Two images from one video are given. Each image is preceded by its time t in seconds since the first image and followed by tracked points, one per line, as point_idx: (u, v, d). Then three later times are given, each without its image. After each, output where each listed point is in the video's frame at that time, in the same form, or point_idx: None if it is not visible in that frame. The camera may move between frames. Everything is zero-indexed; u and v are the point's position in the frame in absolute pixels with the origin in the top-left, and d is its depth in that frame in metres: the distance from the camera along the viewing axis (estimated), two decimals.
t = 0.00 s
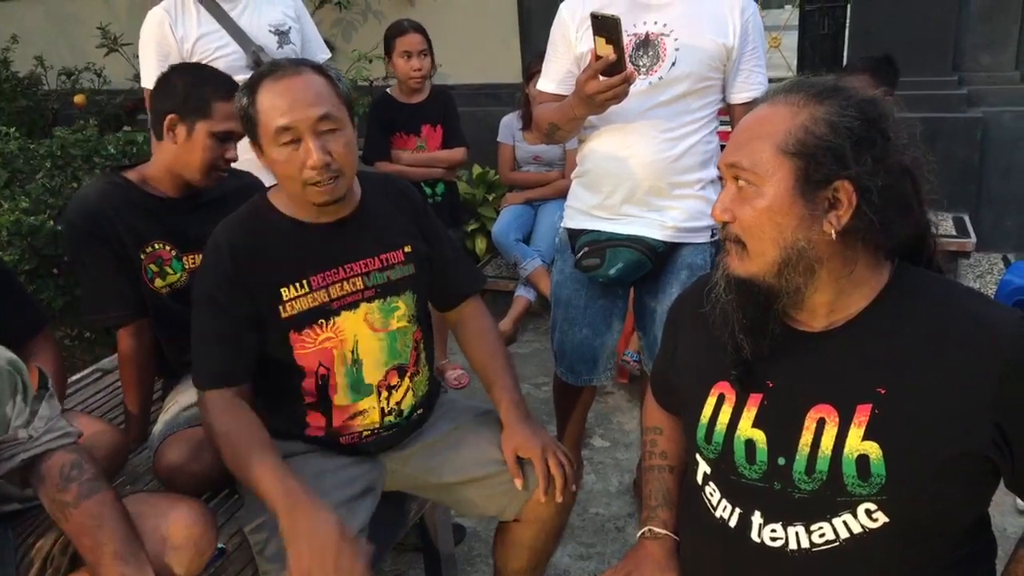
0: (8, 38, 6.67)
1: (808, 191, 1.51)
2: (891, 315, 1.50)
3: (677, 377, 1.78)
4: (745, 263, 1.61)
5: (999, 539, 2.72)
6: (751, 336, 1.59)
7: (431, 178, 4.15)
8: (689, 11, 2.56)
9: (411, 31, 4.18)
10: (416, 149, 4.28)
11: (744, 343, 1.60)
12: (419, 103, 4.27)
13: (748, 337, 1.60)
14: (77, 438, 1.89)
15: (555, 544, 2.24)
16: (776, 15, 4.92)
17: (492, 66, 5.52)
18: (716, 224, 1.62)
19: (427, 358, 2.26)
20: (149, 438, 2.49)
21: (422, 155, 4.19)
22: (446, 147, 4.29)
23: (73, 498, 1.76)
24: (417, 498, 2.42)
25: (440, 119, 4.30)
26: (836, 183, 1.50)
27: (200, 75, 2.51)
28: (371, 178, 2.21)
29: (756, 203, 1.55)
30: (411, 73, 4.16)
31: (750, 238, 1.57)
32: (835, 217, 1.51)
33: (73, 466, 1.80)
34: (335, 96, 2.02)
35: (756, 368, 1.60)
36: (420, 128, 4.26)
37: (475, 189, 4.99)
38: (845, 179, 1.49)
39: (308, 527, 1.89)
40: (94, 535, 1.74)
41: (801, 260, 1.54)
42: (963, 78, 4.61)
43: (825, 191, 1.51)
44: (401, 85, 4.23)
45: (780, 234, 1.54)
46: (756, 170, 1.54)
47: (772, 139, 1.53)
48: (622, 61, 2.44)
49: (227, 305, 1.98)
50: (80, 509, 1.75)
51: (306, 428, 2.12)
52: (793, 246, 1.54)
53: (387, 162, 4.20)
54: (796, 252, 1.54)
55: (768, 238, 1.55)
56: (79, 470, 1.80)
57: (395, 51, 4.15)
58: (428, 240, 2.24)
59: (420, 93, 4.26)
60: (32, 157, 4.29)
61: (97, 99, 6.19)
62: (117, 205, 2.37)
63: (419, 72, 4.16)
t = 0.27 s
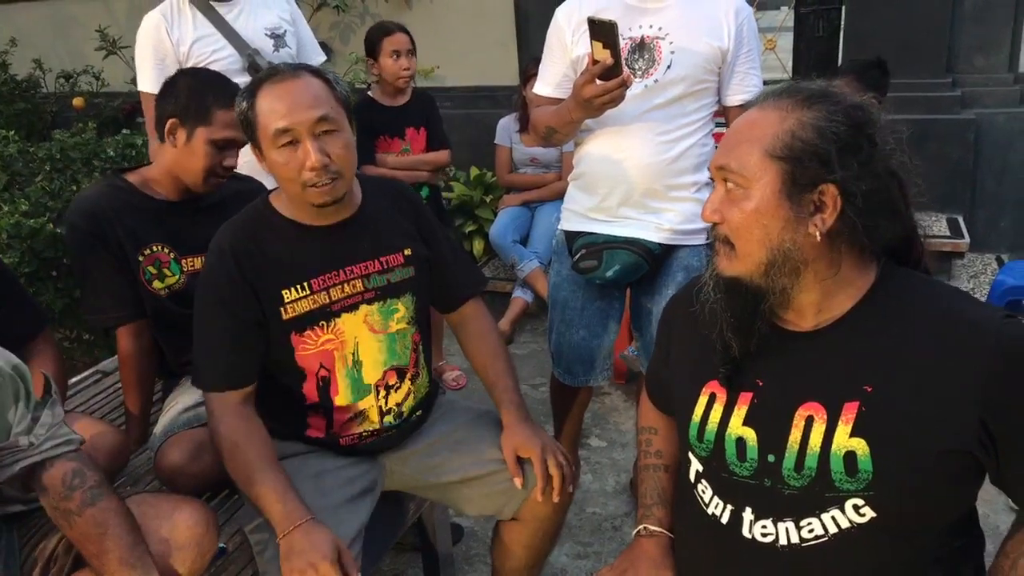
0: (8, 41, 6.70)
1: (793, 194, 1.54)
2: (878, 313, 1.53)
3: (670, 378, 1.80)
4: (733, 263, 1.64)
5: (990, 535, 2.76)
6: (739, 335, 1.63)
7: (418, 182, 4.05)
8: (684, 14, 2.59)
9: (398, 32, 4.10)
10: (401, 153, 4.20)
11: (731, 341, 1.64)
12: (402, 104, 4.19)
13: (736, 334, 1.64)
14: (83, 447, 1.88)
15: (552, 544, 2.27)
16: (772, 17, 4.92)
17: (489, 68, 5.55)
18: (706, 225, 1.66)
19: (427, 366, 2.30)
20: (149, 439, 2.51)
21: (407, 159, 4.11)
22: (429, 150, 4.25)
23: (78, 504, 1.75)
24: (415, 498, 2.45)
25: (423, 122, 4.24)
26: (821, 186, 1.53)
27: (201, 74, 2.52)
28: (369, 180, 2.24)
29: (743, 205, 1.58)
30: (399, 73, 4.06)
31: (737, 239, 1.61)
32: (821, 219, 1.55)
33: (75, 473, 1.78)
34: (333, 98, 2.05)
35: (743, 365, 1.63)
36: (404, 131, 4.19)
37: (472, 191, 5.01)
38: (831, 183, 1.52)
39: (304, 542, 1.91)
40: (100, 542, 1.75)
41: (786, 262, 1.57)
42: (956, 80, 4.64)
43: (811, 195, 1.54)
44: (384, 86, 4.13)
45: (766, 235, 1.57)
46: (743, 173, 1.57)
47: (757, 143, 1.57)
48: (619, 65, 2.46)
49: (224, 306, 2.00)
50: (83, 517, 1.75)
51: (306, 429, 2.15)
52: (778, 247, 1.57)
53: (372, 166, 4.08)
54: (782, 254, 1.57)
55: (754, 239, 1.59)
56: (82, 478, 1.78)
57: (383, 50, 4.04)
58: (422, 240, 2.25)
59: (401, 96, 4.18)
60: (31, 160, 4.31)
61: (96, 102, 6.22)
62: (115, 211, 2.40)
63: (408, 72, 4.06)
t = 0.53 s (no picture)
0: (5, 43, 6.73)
1: (776, 194, 1.57)
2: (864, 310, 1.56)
3: (660, 375, 1.83)
4: (718, 263, 1.68)
5: (974, 530, 2.80)
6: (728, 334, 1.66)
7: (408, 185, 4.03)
8: (677, 16, 2.62)
9: (384, 35, 4.10)
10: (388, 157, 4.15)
11: (718, 339, 1.68)
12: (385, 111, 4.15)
13: (722, 333, 1.67)
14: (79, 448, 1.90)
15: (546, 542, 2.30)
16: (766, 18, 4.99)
17: (484, 70, 5.57)
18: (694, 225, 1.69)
19: (422, 365, 2.32)
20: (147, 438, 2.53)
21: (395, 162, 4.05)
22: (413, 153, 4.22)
23: (77, 504, 1.77)
24: (410, 496, 2.47)
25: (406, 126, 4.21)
26: (803, 187, 1.56)
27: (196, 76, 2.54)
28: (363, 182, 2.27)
29: (728, 206, 1.61)
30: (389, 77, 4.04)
31: (722, 238, 1.65)
32: (803, 219, 1.58)
33: (73, 475, 1.80)
34: (332, 99, 2.08)
35: (729, 364, 1.67)
36: (389, 136, 4.14)
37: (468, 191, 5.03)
38: (813, 184, 1.55)
39: (301, 529, 1.94)
40: (99, 541, 1.77)
41: (769, 261, 1.60)
42: (948, 81, 4.68)
43: (793, 195, 1.57)
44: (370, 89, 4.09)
45: (750, 235, 1.61)
46: (726, 174, 1.61)
47: (742, 146, 1.60)
48: (611, 67, 2.49)
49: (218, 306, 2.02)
50: (83, 516, 1.77)
51: (302, 427, 2.17)
52: (762, 247, 1.60)
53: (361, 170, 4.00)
54: (765, 253, 1.60)
55: (738, 238, 1.62)
56: (79, 479, 1.80)
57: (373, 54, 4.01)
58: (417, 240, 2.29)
59: (385, 99, 4.15)
60: (28, 162, 4.33)
61: (93, 103, 6.23)
62: (112, 212, 2.42)
63: (398, 75, 4.04)
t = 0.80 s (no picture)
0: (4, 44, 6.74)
1: (764, 194, 1.60)
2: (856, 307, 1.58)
3: (654, 373, 1.86)
4: (708, 262, 1.71)
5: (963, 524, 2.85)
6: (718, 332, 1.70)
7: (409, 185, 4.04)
8: (675, 19, 2.64)
9: (381, 39, 4.12)
10: (387, 158, 4.16)
11: (708, 337, 1.72)
12: (381, 113, 4.17)
13: (711, 330, 1.71)
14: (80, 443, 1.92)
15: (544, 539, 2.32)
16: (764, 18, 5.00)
17: (482, 71, 5.60)
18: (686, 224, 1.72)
19: (421, 363, 2.35)
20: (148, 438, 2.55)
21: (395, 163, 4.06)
22: (414, 154, 4.25)
23: (79, 500, 1.79)
24: (409, 493, 2.50)
25: (405, 127, 4.23)
26: (791, 188, 1.59)
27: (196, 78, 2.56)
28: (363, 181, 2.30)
29: (717, 206, 1.64)
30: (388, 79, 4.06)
31: (711, 236, 1.68)
32: (791, 220, 1.61)
33: (75, 470, 1.81)
34: (331, 103, 2.10)
35: (718, 361, 1.70)
36: (388, 137, 4.15)
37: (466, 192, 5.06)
38: (800, 184, 1.58)
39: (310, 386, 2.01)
40: (102, 536, 1.78)
41: (757, 260, 1.63)
42: (943, 82, 4.71)
43: (781, 196, 1.60)
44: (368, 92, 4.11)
45: (739, 235, 1.64)
46: (716, 174, 1.64)
47: (733, 147, 1.63)
48: (609, 69, 2.51)
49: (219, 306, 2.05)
50: (85, 512, 1.78)
51: (302, 425, 2.19)
52: (750, 246, 1.64)
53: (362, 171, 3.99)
54: (753, 252, 1.63)
55: (728, 235, 1.65)
56: (82, 474, 1.82)
57: (371, 57, 4.03)
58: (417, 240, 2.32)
59: (383, 101, 4.18)
60: (27, 163, 4.35)
61: (92, 104, 6.25)
62: (114, 211, 2.44)
63: (396, 77, 4.08)
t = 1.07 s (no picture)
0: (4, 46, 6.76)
1: (754, 198, 1.62)
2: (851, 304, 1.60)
3: (652, 371, 1.88)
4: (698, 263, 1.73)
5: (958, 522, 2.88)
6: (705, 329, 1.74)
7: (420, 186, 4.05)
8: (665, 22, 2.67)
9: (386, 40, 4.12)
10: (398, 159, 4.18)
11: (698, 335, 1.75)
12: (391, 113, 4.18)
13: (703, 329, 1.74)
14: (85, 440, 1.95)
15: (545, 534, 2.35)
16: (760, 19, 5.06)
17: (480, 72, 5.63)
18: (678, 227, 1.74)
19: (423, 360, 2.37)
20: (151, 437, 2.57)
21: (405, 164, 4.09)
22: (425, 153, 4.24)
23: (86, 496, 1.81)
24: (411, 491, 2.52)
25: (417, 126, 4.22)
26: (780, 193, 1.61)
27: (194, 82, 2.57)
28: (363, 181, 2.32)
29: (707, 208, 1.67)
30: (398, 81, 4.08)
31: (700, 237, 1.70)
32: (779, 224, 1.63)
33: (82, 466, 1.84)
34: (343, 102, 2.14)
35: (710, 361, 1.73)
36: (399, 137, 4.16)
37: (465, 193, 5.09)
38: (789, 189, 1.60)
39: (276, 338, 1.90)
40: (108, 531, 1.80)
41: (746, 263, 1.65)
42: (938, 83, 4.74)
43: (769, 200, 1.62)
44: (378, 94, 4.12)
45: (727, 237, 1.66)
46: (705, 177, 1.66)
47: (723, 151, 1.65)
48: (604, 72, 2.53)
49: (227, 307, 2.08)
50: (92, 507, 1.80)
51: (305, 422, 2.21)
52: (738, 249, 1.66)
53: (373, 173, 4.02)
54: (742, 255, 1.65)
55: (717, 237, 1.67)
56: (89, 470, 1.84)
57: (379, 59, 4.05)
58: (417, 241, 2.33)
59: (392, 102, 4.20)
60: (28, 164, 4.37)
61: (92, 106, 6.27)
62: (116, 212, 2.46)
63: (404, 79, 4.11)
